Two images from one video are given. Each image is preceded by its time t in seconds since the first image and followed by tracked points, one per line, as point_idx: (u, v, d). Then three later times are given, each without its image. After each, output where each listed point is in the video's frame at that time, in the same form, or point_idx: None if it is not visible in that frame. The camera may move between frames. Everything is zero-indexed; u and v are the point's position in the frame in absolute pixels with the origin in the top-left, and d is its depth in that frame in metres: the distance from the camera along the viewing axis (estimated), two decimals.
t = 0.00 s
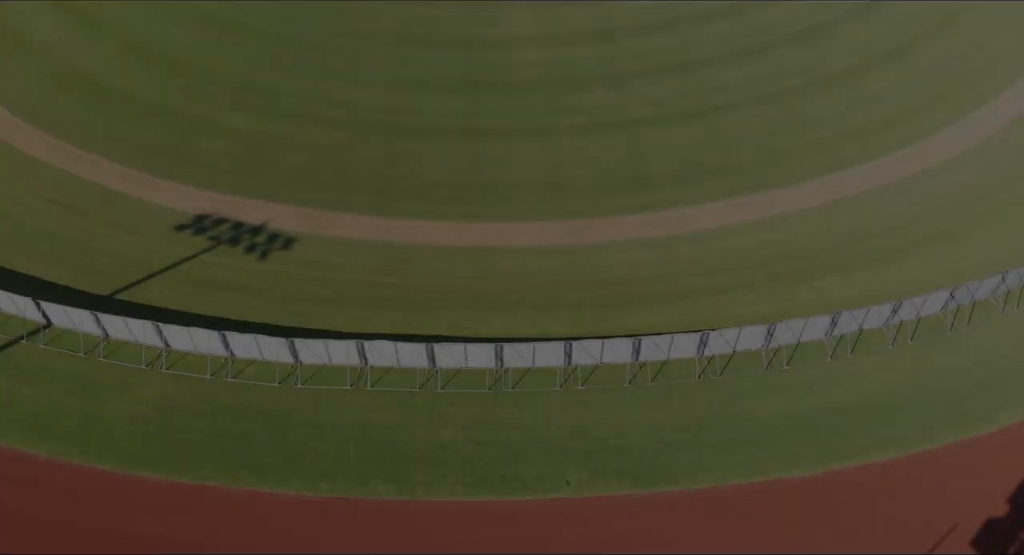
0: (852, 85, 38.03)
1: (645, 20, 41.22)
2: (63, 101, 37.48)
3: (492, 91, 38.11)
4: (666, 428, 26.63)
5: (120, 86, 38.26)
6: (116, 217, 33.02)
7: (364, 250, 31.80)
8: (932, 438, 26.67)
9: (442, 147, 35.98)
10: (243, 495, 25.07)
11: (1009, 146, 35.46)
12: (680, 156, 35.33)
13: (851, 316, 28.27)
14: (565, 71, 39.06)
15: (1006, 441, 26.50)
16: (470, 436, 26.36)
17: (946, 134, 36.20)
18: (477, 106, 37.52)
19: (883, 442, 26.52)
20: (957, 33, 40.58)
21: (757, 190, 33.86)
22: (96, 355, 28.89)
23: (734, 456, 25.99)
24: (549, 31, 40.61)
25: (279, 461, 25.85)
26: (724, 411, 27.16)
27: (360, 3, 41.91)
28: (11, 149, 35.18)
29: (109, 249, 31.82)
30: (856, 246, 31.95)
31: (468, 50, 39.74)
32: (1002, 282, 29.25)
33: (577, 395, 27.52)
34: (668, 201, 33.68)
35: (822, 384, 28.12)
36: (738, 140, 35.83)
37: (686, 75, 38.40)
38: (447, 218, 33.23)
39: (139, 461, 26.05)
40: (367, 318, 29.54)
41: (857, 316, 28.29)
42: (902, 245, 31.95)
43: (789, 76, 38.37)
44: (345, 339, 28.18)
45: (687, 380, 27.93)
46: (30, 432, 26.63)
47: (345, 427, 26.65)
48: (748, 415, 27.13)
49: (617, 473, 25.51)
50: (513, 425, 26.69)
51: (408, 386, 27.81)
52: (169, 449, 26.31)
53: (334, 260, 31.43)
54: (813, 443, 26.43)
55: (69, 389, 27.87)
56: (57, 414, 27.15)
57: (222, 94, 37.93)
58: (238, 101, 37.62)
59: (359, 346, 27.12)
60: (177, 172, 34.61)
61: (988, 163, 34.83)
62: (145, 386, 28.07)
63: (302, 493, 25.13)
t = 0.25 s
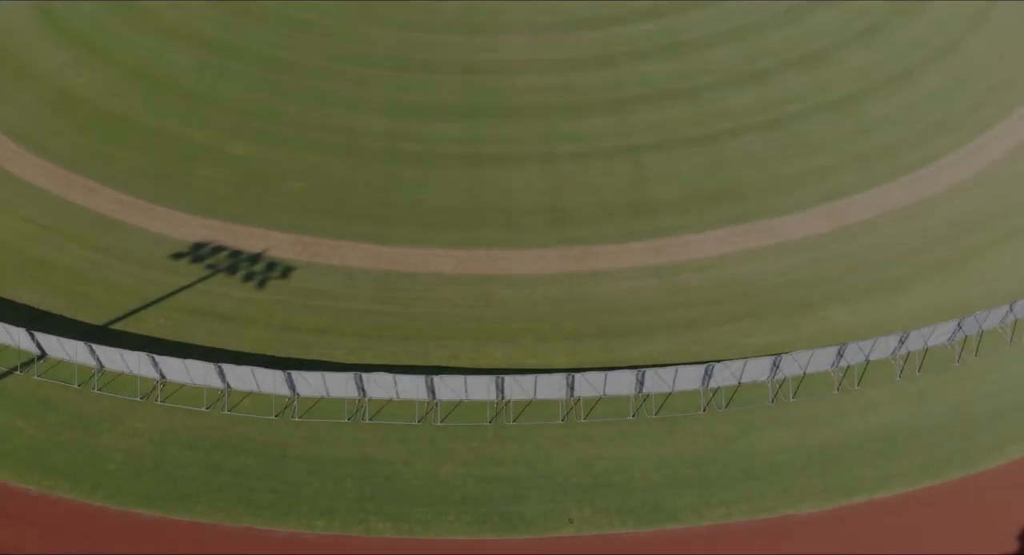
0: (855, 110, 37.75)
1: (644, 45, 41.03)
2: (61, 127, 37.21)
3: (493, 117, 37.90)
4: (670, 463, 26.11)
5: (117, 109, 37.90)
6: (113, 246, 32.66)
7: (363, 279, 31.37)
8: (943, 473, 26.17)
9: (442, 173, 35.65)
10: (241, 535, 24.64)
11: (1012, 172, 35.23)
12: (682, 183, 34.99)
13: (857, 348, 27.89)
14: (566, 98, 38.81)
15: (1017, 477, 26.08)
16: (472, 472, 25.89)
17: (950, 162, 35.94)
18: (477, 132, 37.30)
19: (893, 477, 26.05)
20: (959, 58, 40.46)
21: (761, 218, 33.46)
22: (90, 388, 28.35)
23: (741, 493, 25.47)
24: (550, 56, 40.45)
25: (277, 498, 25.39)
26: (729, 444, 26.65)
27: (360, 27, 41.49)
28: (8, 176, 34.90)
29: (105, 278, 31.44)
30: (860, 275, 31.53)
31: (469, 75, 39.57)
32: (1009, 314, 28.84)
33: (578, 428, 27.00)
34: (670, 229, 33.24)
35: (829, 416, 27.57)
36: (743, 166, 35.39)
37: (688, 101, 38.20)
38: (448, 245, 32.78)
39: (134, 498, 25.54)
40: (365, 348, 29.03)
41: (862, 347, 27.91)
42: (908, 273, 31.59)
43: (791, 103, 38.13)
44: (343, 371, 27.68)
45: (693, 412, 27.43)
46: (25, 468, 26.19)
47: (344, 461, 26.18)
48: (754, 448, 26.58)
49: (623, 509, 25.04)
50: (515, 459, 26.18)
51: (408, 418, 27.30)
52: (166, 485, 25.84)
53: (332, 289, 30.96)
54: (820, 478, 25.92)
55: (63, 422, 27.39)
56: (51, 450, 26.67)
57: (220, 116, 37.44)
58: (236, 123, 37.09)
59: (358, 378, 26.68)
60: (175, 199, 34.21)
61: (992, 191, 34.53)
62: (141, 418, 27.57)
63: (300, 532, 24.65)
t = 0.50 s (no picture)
0: (859, 140, 37.38)
1: (643, 72, 40.80)
2: (58, 157, 36.86)
3: (493, 147, 37.57)
4: (674, 506, 25.48)
5: (114, 138, 37.50)
6: (108, 278, 32.17)
7: (361, 313, 30.81)
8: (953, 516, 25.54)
9: (441, 204, 35.19)
10: None
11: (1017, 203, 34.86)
12: (684, 214, 34.54)
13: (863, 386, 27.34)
14: (566, 127, 38.55)
15: None
16: (471, 514, 25.28)
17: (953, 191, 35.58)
18: (477, 163, 36.94)
19: (902, 521, 25.40)
20: (962, 87, 40.21)
21: (763, 249, 33.01)
22: (82, 426, 27.69)
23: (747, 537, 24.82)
24: (551, 85, 40.21)
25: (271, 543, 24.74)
26: (734, 486, 26.07)
27: (359, 57, 41.27)
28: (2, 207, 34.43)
29: (98, 313, 30.89)
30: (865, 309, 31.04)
31: (469, 105, 39.30)
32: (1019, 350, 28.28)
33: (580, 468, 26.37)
34: (671, 261, 32.77)
35: (836, 455, 27.01)
36: (744, 196, 35.00)
37: (690, 130, 37.87)
38: (448, 278, 32.26)
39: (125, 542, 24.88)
40: (363, 385, 28.44)
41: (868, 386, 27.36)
42: (915, 308, 31.13)
43: (792, 131, 37.81)
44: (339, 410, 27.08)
45: (698, 452, 26.82)
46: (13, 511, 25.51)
47: (341, 504, 25.53)
48: (760, 489, 26.00)
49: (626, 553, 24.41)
50: (515, 501, 25.54)
51: (407, 458, 26.66)
52: (158, 529, 25.19)
53: (328, 324, 30.37)
54: (827, 522, 25.27)
55: (52, 463, 26.71)
56: (40, 492, 25.99)
57: (218, 145, 37.02)
58: (233, 153, 36.68)
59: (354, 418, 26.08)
60: (172, 230, 33.77)
61: (998, 221, 34.17)
62: (133, 458, 26.93)
63: None
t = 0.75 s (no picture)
0: (864, 167, 36.99)
1: (644, 97, 40.48)
2: (54, 184, 36.48)
3: (494, 174, 37.22)
4: (680, 546, 24.87)
5: (110, 166, 37.12)
6: (103, 308, 31.68)
7: (359, 344, 30.16)
8: None
9: (441, 232, 34.72)
10: None
11: None
12: (689, 240, 33.98)
13: (870, 422, 26.79)
14: (568, 152, 38.17)
15: None
16: None
17: (960, 218, 35.09)
18: (478, 190, 36.57)
19: None
20: (966, 112, 39.93)
21: (769, 278, 32.46)
22: (75, 461, 27.08)
23: None
24: (553, 111, 39.93)
25: None
26: (741, 525, 25.44)
27: (359, 83, 41.05)
28: None
29: (93, 344, 30.42)
30: (872, 342, 30.49)
31: (470, 131, 39.01)
32: None
33: (582, 507, 25.70)
34: (676, 288, 32.19)
35: (844, 493, 26.36)
36: (749, 224, 34.50)
37: (693, 157, 37.51)
38: (448, 308, 31.63)
39: None
40: (360, 419, 27.80)
41: (876, 421, 26.82)
42: (922, 339, 30.62)
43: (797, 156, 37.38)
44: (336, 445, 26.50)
45: (702, 490, 26.19)
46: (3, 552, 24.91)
47: (338, 544, 24.94)
48: (766, 530, 25.39)
49: None
50: (518, 541, 24.92)
51: (405, 496, 26.01)
52: None
53: (325, 355, 29.73)
54: None
55: (44, 501, 26.12)
56: (31, 531, 25.40)
57: (214, 171, 36.58)
58: (231, 179, 36.23)
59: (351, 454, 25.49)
60: (168, 259, 33.31)
61: (1005, 249, 33.69)
62: (124, 496, 26.31)
63: None
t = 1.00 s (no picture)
0: (869, 199, 36.52)
1: (646, 127, 40.14)
2: (48, 216, 36.02)
3: (494, 205, 36.70)
4: None
5: (106, 198, 36.67)
6: (95, 345, 31.05)
7: (356, 382, 29.42)
8: None
9: (440, 265, 33.89)
10: None
11: None
12: (693, 274, 33.35)
13: (881, 465, 26.11)
14: (569, 183, 37.72)
15: None
16: None
17: (968, 251, 34.55)
18: (477, 221, 35.93)
19: None
20: (971, 142, 39.56)
21: (774, 314, 31.84)
22: (64, 504, 26.32)
23: None
24: (553, 142, 39.57)
25: None
26: None
27: (358, 113, 40.75)
28: None
29: (85, 382, 29.75)
30: (882, 380, 29.82)
31: (470, 162, 38.60)
32: None
33: None
34: (680, 324, 31.47)
35: (856, 539, 25.56)
36: (754, 257, 33.95)
37: (695, 188, 36.96)
38: (448, 343, 30.85)
39: None
40: (357, 462, 27.05)
41: (886, 464, 26.15)
42: (932, 377, 29.95)
43: (800, 187, 36.88)
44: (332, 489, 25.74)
45: (709, 536, 25.40)
46: None
47: None
48: None
49: None
50: None
51: (402, 542, 25.21)
52: None
53: (321, 395, 29.00)
54: None
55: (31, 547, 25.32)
56: None
57: (211, 203, 36.05)
58: (227, 211, 35.60)
59: (347, 500, 24.77)
60: (163, 293, 32.73)
61: (1014, 283, 33.13)
62: (114, 542, 25.50)
63: None
